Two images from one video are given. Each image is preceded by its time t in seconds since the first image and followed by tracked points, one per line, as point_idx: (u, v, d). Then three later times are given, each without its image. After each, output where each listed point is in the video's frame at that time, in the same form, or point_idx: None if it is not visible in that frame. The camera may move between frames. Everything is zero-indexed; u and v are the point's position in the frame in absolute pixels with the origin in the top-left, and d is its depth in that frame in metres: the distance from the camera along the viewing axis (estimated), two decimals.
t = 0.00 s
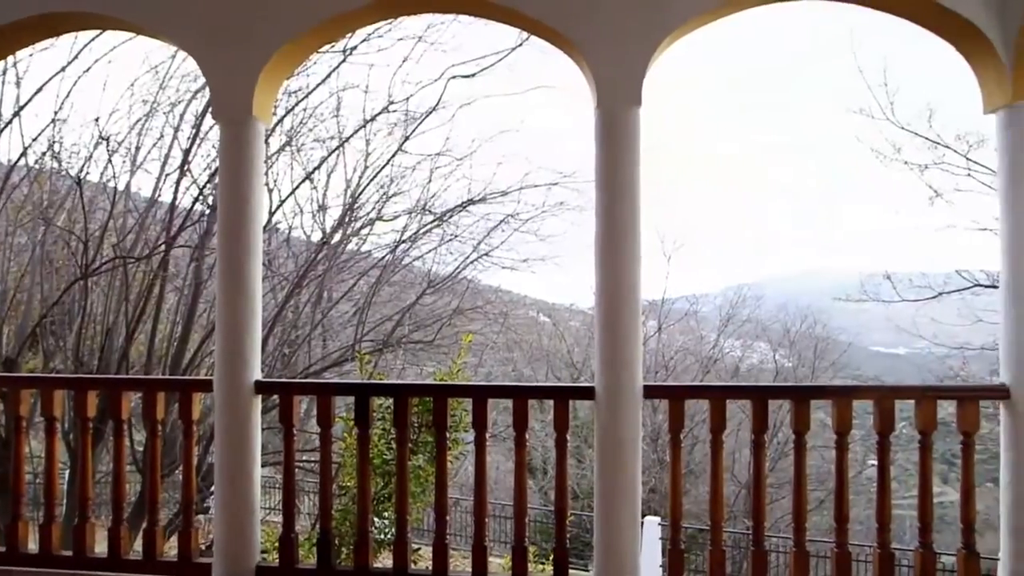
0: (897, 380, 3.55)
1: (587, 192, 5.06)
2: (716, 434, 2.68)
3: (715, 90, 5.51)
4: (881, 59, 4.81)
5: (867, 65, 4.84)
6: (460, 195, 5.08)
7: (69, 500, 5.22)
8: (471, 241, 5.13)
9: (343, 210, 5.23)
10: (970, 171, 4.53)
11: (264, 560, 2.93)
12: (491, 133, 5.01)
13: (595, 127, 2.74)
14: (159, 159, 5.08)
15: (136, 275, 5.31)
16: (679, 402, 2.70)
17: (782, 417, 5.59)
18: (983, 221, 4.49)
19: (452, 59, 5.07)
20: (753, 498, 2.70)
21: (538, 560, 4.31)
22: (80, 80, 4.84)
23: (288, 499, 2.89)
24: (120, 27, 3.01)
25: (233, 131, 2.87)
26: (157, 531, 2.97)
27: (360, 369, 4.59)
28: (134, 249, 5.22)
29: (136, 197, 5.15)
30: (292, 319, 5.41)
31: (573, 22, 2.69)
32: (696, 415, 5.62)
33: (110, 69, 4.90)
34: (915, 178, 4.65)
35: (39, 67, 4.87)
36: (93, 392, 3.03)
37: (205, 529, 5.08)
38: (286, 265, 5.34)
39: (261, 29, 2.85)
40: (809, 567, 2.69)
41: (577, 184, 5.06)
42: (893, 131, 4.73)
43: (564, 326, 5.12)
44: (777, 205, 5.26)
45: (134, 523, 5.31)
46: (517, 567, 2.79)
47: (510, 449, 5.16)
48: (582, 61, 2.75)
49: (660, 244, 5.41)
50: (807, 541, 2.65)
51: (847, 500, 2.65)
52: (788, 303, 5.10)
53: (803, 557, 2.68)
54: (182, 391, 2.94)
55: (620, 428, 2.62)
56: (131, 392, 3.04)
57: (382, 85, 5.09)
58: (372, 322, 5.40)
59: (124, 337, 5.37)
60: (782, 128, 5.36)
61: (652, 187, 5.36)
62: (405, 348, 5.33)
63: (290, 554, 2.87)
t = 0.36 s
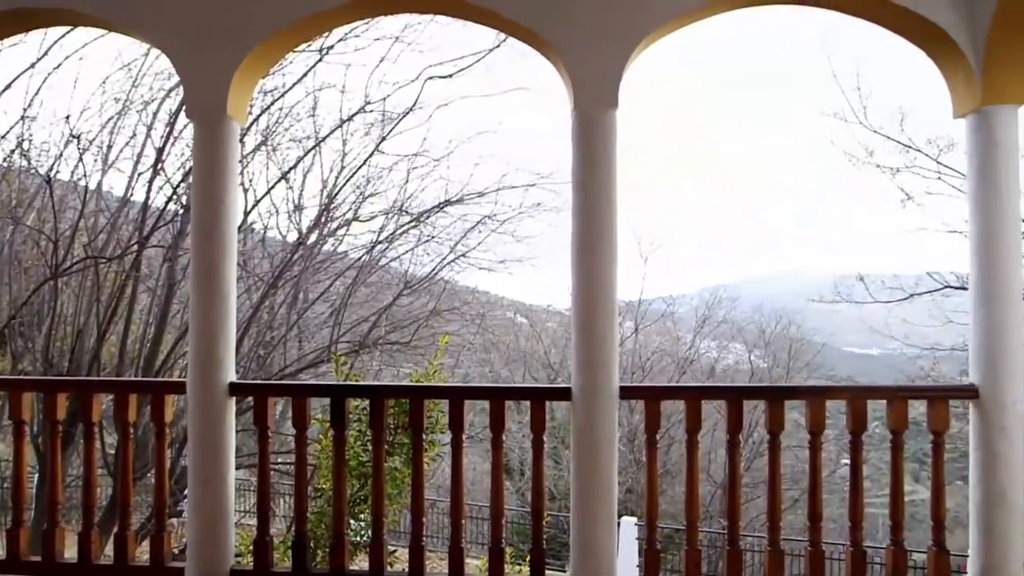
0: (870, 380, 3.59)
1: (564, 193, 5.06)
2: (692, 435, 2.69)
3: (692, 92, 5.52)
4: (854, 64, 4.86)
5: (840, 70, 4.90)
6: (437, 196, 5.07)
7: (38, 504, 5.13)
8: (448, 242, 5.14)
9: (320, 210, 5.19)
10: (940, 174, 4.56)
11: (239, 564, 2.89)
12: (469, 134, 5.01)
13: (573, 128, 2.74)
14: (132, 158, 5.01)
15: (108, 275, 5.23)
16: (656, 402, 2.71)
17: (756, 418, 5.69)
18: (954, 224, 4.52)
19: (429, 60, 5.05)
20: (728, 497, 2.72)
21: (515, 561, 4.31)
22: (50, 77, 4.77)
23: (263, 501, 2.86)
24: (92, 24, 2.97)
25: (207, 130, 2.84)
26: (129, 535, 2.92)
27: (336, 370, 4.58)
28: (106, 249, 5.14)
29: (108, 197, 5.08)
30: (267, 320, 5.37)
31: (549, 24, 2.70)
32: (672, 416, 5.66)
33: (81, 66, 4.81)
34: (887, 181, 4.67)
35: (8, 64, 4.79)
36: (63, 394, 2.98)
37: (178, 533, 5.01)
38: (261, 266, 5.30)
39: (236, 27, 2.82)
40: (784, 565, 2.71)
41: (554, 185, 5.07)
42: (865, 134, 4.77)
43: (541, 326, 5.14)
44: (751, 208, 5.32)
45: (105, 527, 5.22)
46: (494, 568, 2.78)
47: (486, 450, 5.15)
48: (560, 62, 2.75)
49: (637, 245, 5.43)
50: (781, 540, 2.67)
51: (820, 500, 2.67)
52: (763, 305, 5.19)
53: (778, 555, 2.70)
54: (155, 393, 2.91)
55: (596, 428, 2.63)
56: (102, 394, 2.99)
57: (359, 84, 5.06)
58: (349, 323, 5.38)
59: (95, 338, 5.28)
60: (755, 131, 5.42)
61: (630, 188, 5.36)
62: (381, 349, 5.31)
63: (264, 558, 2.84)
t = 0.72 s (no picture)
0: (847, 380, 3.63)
1: (542, 194, 5.07)
2: (670, 436, 2.70)
3: (667, 94, 5.55)
4: (829, 68, 4.91)
5: (816, 73, 4.95)
6: (415, 196, 5.06)
7: (7, 509, 5.03)
8: (426, 243, 5.13)
9: (297, 210, 5.14)
10: (913, 178, 4.67)
11: (214, 567, 2.86)
12: (447, 134, 4.99)
13: (551, 129, 2.74)
14: (106, 156, 4.94)
15: (80, 276, 5.15)
16: (633, 403, 2.71)
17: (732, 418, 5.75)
18: (927, 226, 4.61)
19: (408, 60, 5.03)
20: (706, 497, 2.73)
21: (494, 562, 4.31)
22: (21, 74, 4.69)
23: (239, 504, 2.83)
24: (64, 19, 2.93)
25: (183, 129, 2.81)
26: (102, 539, 2.88)
27: (313, 371, 4.59)
28: (79, 249, 5.07)
29: (80, 196, 5.00)
30: (244, 321, 5.30)
31: (526, 25, 2.70)
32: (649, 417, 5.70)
33: (53, 63, 4.74)
34: (861, 183, 4.75)
35: None
36: (34, 396, 2.94)
37: (152, 536, 4.93)
38: (238, 266, 5.25)
39: (213, 25, 2.80)
40: (761, 564, 2.73)
41: (532, 186, 5.08)
42: (840, 138, 4.85)
43: (520, 327, 5.34)
44: (729, 210, 5.35)
45: (77, 531, 5.13)
46: (472, 570, 2.77)
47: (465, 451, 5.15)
48: (538, 64, 2.76)
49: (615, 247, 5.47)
50: (758, 539, 2.69)
51: (797, 498, 2.69)
52: (740, 305, 5.28)
53: (754, 554, 2.72)
54: (128, 395, 2.87)
55: (575, 429, 2.63)
56: (75, 395, 2.95)
57: (337, 84, 5.02)
58: (326, 324, 5.35)
59: (67, 340, 5.18)
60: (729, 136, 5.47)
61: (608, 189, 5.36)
62: (359, 350, 5.28)
63: (240, 560, 2.82)
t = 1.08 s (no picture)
0: (822, 380, 3.69)
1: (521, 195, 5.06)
2: (646, 436, 2.72)
3: (644, 96, 5.59)
4: (806, 71, 4.94)
5: (792, 77, 4.98)
6: (393, 197, 5.04)
7: None
8: (403, 243, 5.10)
9: (273, 210, 5.10)
10: (887, 181, 4.70)
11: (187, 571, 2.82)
12: (424, 135, 4.98)
13: (528, 131, 2.75)
14: (78, 154, 4.87)
15: (50, 275, 5.06)
16: (610, 404, 2.71)
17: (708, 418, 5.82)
18: (900, 228, 4.64)
19: (385, 60, 5.01)
20: (682, 495, 2.75)
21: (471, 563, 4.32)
22: None
23: (214, 506, 2.81)
24: (35, 15, 2.89)
25: (157, 127, 2.77)
26: (72, 543, 2.84)
27: (290, 372, 4.60)
28: (49, 249, 4.99)
29: (51, 195, 4.93)
30: (219, 321, 5.25)
31: (504, 25, 2.71)
32: (626, 417, 5.74)
33: (23, 61, 4.66)
34: (835, 185, 4.80)
35: None
36: (3, 399, 2.88)
37: (124, 540, 4.86)
38: (213, 266, 5.20)
39: (188, 22, 2.77)
40: (737, 562, 2.74)
41: (510, 187, 5.07)
42: (815, 140, 4.90)
43: (497, 327, 5.39)
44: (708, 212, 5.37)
45: (47, 536, 5.04)
46: (449, 571, 2.76)
47: (443, 452, 5.15)
48: (516, 65, 2.76)
49: (593, 248, 5.53)
50: (734, 538, 2.71)
51: (773, 497, 2.71)
52: (716, 307, 5.32)
53: (730, 553, 2.74)
54: (100, 397, 2.82)
55: (553, 431, 2.64)
56: (45, 397, 2.91)
57: (314, 83, 4.99)
58: (302, 325, 5.31)
59: (37, 341, 5.09)
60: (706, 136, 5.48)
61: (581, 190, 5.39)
62: (335, 350, 5.25)
63: (215, 563, 2.79)
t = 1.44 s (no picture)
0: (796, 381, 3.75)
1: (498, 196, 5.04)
2: (623, 437, 2.71)
3: (622, 97, 5.60)
4: (780, 75, 5.01)
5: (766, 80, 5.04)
6: (370, 197, 5.01)
7: None
8: (380, 243, 5.08)
9: (249, 210, 5.06)
10: (859, 183, 4.78)
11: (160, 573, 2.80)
12: (401, 135, 4.95)
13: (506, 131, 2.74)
14: (47, 152, 4.80)
15: (19, 275, 4.98)
16: (586, 405, 2.72)
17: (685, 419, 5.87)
18: (872, 230, 4.72)
19: (362, 59, 4.99)
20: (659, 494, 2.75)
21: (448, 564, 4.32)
22: None
23: (186, 509, 2.77)
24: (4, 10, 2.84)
25: (129, 126, 2.74)
26: (41, 547, 2.80)
27: (263, 374, 4.58)
28: (18, 249, 4.93)
29: (21, 193, 4.87)
30: (192, 322, 5.18)
31: (482, 25, 2.71)
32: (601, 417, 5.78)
33: None
34: (810, 187, 4.87)
35: None
36: None
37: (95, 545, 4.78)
38: (187, 266, 5.14)
39: (161, 20, 2.74)
40: (712, 561, 2.76)
41: (487, 188, 5.07)
42: (789, 143, 4.95)
43: (475, 329, 5.38)
44: (683, 215, 5.39)
45: (15, 541, 4.95)
46: (425, 573, 2.75)
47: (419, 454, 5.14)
48: (492, 65, 2.77)
49: (570, 248, 5.51)
50: (710, 537, 2.73)
51: (747, 496, 2.73)
52: (692, 308, 5.33)
53: (706, 552, 2.76)
54: (70, 399, 2.78)
55: (529, 433, 2.64)
56: (13, 399, 2.86)
57: (290, 82, 4.96)
58: (277, 326, 5.27)
59: (5, 342, 5.00)
60: (683, 137, 5.51)
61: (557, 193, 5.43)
62: (310, 351, 5.22)
63: (188, 565, 2.76)
